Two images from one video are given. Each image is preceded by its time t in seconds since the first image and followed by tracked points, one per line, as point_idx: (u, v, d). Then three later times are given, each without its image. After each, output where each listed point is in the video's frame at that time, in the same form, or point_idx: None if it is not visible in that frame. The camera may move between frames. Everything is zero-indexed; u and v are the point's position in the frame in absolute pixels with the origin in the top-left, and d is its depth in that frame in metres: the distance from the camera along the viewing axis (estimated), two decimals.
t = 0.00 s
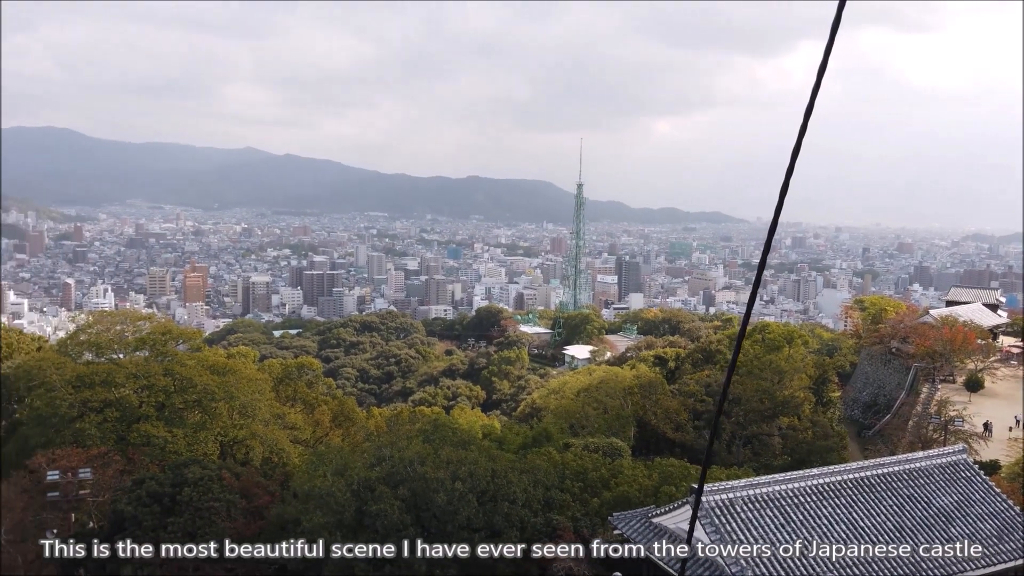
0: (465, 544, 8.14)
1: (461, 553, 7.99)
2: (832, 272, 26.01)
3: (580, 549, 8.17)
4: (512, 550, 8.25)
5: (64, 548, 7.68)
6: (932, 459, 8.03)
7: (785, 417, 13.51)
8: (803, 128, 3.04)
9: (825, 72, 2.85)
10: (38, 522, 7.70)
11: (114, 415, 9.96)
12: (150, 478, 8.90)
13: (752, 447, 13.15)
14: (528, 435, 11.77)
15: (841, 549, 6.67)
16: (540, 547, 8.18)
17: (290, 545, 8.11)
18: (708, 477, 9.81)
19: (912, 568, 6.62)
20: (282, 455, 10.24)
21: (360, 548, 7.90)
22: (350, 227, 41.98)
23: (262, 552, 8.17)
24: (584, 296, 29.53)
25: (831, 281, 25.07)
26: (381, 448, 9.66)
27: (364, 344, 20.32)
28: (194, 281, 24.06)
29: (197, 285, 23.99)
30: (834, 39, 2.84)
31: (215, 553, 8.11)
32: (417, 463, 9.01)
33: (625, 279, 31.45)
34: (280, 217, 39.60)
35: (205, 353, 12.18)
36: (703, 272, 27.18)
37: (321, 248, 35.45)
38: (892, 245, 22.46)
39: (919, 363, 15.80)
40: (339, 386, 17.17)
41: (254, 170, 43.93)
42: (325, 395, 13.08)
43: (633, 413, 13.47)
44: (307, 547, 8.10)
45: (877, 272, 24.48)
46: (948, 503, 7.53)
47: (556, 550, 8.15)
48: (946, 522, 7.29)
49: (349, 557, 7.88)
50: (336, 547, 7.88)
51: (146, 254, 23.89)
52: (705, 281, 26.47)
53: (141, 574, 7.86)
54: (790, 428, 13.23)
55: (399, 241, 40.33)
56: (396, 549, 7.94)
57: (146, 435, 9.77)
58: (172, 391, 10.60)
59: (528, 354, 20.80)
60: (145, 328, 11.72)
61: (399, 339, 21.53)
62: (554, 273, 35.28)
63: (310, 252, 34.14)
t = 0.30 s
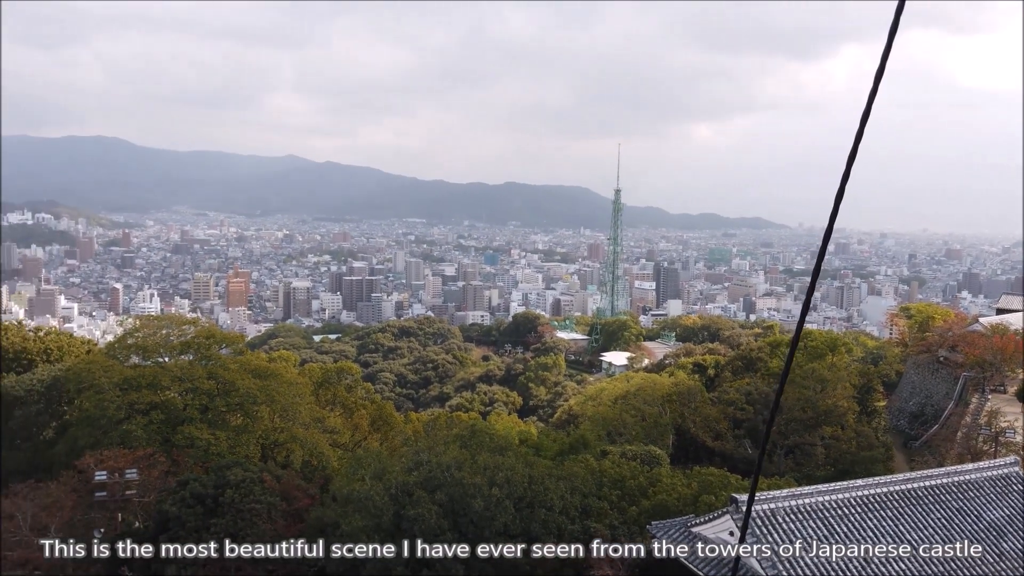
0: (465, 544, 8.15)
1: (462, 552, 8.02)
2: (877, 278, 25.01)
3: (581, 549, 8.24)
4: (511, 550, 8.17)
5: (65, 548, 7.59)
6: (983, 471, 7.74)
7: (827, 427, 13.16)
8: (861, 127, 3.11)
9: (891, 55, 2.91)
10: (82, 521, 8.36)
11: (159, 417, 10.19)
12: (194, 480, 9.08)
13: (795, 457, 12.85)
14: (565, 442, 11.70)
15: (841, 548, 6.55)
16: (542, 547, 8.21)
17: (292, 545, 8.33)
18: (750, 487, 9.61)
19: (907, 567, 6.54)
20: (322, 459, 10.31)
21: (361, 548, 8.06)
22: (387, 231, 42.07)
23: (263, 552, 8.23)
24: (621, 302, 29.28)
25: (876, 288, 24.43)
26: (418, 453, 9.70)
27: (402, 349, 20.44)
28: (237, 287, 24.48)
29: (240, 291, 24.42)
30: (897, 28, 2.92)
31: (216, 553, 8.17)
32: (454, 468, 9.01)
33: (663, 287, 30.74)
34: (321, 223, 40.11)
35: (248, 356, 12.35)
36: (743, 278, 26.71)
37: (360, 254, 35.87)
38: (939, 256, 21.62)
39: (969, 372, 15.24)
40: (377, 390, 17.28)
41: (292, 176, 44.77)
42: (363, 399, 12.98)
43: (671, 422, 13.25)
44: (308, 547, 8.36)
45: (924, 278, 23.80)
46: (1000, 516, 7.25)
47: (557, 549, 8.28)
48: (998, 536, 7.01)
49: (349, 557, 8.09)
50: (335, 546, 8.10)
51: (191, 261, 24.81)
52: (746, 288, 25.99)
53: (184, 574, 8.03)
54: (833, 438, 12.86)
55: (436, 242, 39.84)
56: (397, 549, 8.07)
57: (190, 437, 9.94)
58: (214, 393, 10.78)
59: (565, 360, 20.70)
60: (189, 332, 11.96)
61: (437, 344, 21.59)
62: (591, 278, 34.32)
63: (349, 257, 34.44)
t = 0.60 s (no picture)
0: (465, 544, 8.11)
1: (461, 552, 7.97)
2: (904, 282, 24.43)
3: (581, 549, 8.29)
4: (511, 550, 8.16)
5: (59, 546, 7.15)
6: (1015, 479, 7.54)
7: (854, 433, 12.95)
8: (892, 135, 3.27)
9: (925, 57, 3.33)
10: (112, 521, 8.46)
11: (186, 418, 10.29)
12: (220, 481, 9.19)
13: (820, 463, 12.68)
14: (588, 446, 11.65)
15: (840, 549, 6.47)
16: (541, 547, 8.18)
17: (290, 545, 8.39)
18: (775, 492, 9.50)
19: (908, 569, 6.44)
20: (345, 460, 10.34)
21: (360, 548, 8.21)
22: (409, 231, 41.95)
23: (261, 552, 8.25)
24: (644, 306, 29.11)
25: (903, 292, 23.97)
26: (440, 457, 9.72)
27: (425, 352, 20.47)
28: (262, 290, 24.62)
29: (266, 294, 24.68)
30: (932, 29, 3.31)
31: (215, 553, 8.30)
32: (476, 471, 9.00)
33: (686, 290, 29.99)
34: (344, 226, 40.24)
35: (273, 360, 12.45)
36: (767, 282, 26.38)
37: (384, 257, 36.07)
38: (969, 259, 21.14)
39: (1000, 378, 14.86)
40: (400, 394, 17.33)
41: (314, 180, 45.20)
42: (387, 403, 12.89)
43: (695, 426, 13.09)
44: (307, 547, 8.47)
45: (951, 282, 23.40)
46: None
47: (556, 549, 8.24)
48: None
49: (349, 556, 8.30)
50: (336, 546, 8.37)
51: (217, 265, 25.18)
52: (771, 292, 25.68)
53: (210, 574, 8.16)
54: (859, 444, 12.64)
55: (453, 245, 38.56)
56: (396, 548, 8.14)
57: (216, 438, 10.02)
58: (239, 395, 10.88)
59: (587, 364, 20.61)
60: (216, 334, 12.11)
61: (459, 348, 21.60)
62: (614, 282, 32.75)
63: (372, 259, 33.89)
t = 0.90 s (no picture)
0: (464, 544, 8.10)
1: (461, 552, 8.01)
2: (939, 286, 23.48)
3: (581, 549, 8.31)
4: (511, 550, 8.13)
5: (60, 546, 8.40)
6: None
7: (887, 442, 12.70)
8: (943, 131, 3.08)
9: (970, 62, 2.87)
10: (144, 523, 8.95)
11: (218, 422, 10.41)
12: (251, 484, 9.28)
13: (853, 473, 12.44)
14: (616, 453, 11.55)
15: (841, 548, 6.35)
16: (541, 547, 8.14)
17: (290, 545, 8.45)
18: (805, 500, 9.38)
19: (908, 569, 6.37)
20: (374, 465, 10.34)
21: (360, 548, 8.50)
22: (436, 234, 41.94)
23: (261, 552, 8.38)
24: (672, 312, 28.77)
25: (939, 298, 22.96)
26: (468, 462, 9.71)
27: (452, 357, 20.40)
28: (291, 295, 24.80)
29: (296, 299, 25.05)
30: (978, 38, 2.87)
31: (215, 553, 8.65)
32: (503, 476, 8.98)
33: (716, 296, 29.80)
34: (373, 231, 40.25)
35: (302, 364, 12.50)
36: (798, 287, 26.02)
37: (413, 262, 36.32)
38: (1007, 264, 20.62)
39: None
40: (428, 399, 17.39)
41: (339, 187, 45.76)
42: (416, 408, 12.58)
43: (724, 435, 12.92)
44: (307, 547, 8.51)
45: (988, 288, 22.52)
46: None
47: (557, 549, 8.21)
48: None
49: (348, 557, 8.47)
50: (336, 546, 8.49)
51: (248, 270, 25.49)
52: (803, 298, 25.28)
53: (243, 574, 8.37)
54: (894, 453, 12.40)
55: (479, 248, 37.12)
56: (396, 549, 8.36)
57: (246, 441, 10.06)
58: (270, 399, 10.97)
59: (615, 370, 20.47)
60: (246, 338, 12.22)
61: (486, 353, 21.54)
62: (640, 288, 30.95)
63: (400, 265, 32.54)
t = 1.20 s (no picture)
0: (463, 544, 8.23)
1: (460, 552, 8.10)
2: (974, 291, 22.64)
3: (580, 548, 8.24)
4: (511, 550, 8.12)
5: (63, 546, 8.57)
6: None
7: (922, 451, 12.44)
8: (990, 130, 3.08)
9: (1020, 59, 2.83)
10: (175, 525, 9.11)
11: (249, 425, 10.50)
12: (280, 486, 9.35)
13: (886, 481, 12.18)
14: (643, 459, 11.45)
15: (840, 549, 6.54)
16: (541, 547, 8.16)
17: (290, 545, 8.63)
18: (836, 509, 9.23)
19: (907, 570, 6.30)
20: (402, 468, 10.36)
21: (360, 548, 8.65)
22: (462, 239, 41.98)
23: (261, 552, 8.66)
24: (701, 318, 28.43)
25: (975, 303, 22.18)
26: (495, 467, 9.70)
27: (479, 362, 20.38)
28: (320, 300, 25.17)
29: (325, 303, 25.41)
30: None
31: (215, 553, 8.88)
32: (530, 482, 8.99)
33: (744, 302, 28.74)
34: (401, 236, 40.42)
35: (331, 367, 12.57)
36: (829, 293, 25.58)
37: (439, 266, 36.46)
38: None
39: None
40: (454, 403, 17.43)
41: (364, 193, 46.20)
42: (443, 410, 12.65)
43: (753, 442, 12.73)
44: (306, 546, 8.61)
45: None
46: None
47: (557, 549, 8.21)
48: None
49: (349, 556, 8.60)
50: (336, 546, 8.58)
51: (278, 275, 26.28)
52: (834, 304, 24.89)
53: None
54: (929, 463, 12.11)
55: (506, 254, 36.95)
56: (396, 549, 8.70)
57: (276, 444, 10.12)
58: (300, 403, 11.04)
59: (642, 376, 20.32)
60: (276, 342, 12.35)
61: (513, 358, 21.49)
62: (669, 294, 30.49)
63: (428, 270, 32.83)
